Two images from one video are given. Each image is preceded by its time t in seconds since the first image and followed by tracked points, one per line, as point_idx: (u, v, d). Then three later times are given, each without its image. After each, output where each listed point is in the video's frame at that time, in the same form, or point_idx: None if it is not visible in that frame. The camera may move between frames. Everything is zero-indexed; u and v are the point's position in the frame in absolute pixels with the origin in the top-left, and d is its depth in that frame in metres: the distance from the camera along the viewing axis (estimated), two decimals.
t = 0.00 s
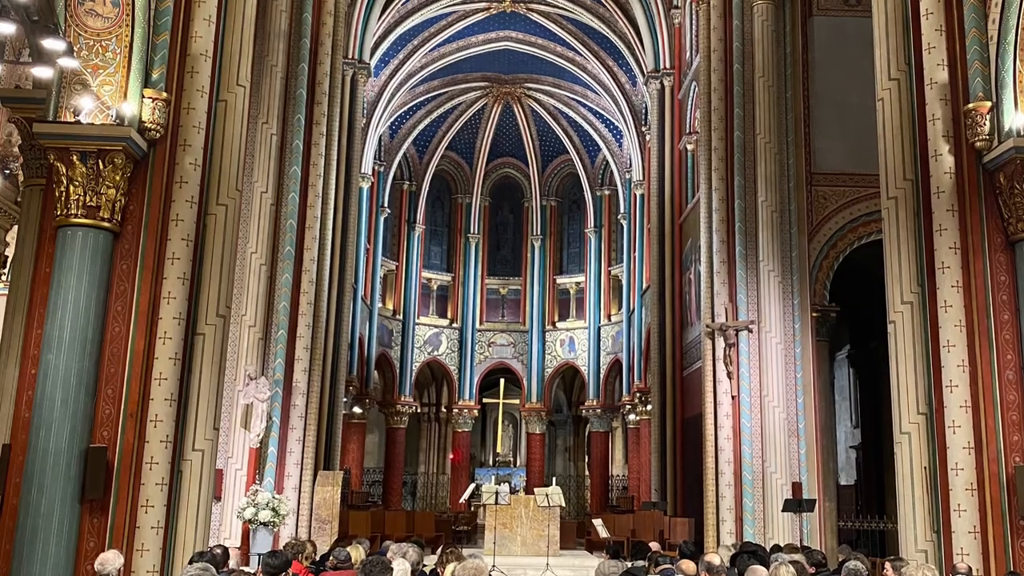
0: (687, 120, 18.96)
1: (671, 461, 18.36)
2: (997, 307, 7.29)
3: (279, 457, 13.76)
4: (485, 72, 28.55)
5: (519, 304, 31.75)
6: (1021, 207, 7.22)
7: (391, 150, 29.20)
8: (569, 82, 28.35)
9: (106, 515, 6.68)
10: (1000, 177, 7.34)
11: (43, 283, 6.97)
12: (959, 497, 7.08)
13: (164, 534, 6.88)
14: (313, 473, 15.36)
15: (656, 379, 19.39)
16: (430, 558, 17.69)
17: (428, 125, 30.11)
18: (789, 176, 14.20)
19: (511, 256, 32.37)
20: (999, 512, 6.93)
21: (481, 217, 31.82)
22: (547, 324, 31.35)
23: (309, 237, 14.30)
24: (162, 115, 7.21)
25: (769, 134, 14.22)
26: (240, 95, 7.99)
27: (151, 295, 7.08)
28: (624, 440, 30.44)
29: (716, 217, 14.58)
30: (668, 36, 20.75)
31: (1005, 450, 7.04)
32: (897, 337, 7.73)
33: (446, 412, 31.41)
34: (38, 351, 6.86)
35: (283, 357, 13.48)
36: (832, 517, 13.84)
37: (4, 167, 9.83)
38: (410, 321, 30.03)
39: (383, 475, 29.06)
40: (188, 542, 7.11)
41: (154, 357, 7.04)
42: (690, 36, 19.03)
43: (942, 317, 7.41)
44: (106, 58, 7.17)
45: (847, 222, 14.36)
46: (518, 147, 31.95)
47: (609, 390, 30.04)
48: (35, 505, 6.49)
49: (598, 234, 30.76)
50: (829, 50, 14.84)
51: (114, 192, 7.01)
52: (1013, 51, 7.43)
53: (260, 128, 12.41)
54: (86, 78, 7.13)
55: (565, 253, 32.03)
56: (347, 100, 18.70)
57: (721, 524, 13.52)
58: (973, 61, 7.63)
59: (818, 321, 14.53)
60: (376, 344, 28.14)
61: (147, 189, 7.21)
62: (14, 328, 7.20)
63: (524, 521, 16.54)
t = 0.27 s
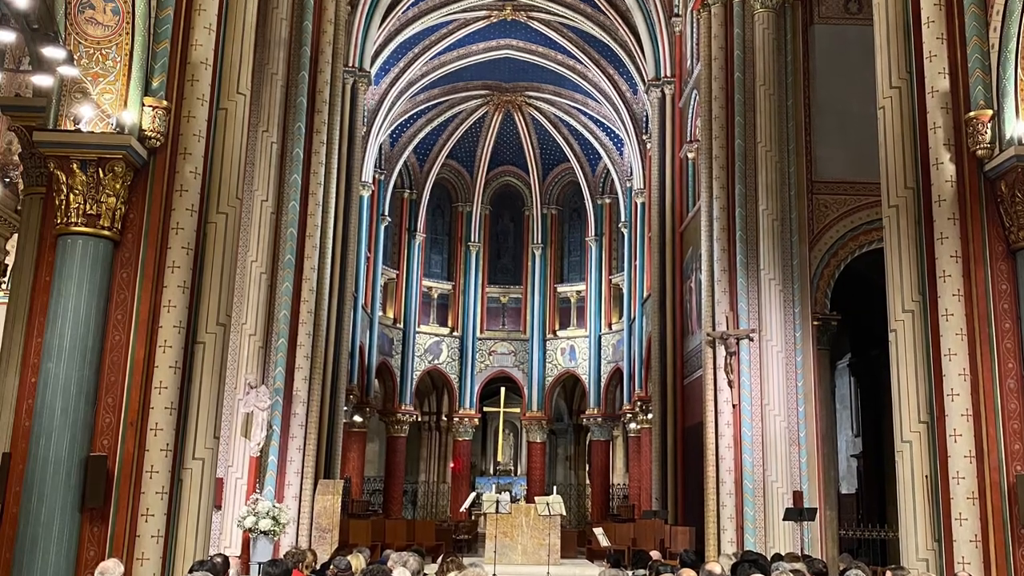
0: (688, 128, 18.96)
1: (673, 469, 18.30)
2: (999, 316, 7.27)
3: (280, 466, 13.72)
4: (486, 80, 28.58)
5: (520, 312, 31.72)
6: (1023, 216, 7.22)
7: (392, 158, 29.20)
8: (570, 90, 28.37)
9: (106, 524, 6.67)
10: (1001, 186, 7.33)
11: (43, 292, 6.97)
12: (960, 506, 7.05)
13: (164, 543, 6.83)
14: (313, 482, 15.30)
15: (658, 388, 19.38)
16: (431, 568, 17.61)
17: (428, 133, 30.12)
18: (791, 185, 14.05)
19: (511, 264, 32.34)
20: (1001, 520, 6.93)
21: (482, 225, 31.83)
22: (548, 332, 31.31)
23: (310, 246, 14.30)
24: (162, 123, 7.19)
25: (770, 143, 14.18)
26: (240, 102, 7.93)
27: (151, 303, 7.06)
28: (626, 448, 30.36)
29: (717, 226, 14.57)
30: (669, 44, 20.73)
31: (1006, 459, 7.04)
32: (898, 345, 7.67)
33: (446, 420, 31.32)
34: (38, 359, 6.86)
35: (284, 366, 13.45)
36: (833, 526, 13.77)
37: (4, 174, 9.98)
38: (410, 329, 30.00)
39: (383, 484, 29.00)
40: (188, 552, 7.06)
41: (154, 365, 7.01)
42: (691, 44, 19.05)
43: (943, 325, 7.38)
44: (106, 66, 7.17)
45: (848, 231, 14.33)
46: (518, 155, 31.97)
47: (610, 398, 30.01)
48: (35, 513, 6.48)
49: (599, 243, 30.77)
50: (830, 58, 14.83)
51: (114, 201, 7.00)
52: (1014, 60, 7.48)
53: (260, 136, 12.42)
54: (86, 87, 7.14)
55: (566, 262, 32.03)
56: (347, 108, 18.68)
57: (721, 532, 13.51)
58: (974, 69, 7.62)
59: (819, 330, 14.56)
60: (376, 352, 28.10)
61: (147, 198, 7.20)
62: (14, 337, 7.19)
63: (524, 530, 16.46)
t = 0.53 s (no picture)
0: (689, 136, 18.95)
1: (673, 478, 18.27)
2: (1000, 324, 7.24)
3: (280, 475, 13.66)
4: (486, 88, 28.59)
5: (520, 321, 31.66)
6: None
7: (392, 167, 29.17)
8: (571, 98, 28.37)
9: (106, 532, 6.65)
10: (1002, 194, 7.31)
11: (44, 300, 6.94)
12: (961, 515, 7.02)
13: (165, 552, 6.81)
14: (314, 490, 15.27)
15: (659, 397, 19.36)
16: None
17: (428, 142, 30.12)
18: (792, 193, 14.07)
19: (512, 273, 32.32)
20: (1003, 529, 6.89)
21: (483, 234, 31.88)
22: (549, 341, 31.29)
23: (311, 253, 14.29)
24: (163, 132, 7.19)
25: (771, 151, 14.13)
26: (241, 111, 7.89)
27: (151, 312, 7.04)
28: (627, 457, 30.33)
29: (718, 234, 14.54)
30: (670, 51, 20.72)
31: (1008, 467, 7.00)
32: (899, 354, 7.65)
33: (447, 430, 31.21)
34: (38, 368, 6.85)
35: (284, 374, 13.43)
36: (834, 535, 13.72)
37: (4, 183, 9.89)
38: (411, 338, 29.95)
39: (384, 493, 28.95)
40: (188, 562, 7.04)
41: (154, 374, 6.99)
42: (691, 52, 19.07)
43: (944, 333, 7.36)
44: (106, 75, 7.16)
45: (848, 239, 14.32)
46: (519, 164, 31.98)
47: (610, 407, 30.00)
48: (35, 522, 6.47)
49: (600, 251, 30.76)
50: (830, 66, 14.84)
51: (114, 210, 6.99)
52: (1015, 68, 7.47)
53: (260, 145, 12.43)
54: (86, 95, 7.13)
55: (567, 270, 32.03)
56: (348, 117, 18.66)
57: (722, 541, 13.45)
58: (975, 77, 7.60)
59: (820, 338, 14.58)
60: (377, 361, 28.08)
61: (147, 206, 7.18)
62: (14, 345, 7.17)
63: (524, 539, 15.77)
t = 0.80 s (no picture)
0: (690, 144, 18.98)
1: (674, 486, 18.23)
2: (1002, 333, 7.22)
3: (280, 484, 13.61)
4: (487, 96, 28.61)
5: (521, 329, 31.64)
6: None
7: (392, 175, 29.19)
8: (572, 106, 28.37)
9: (106, 541, 6.63)
10: (1004, 203, 7.29)
11: (43, 309, 6.93)
12: (962, 524, 7.00)
13: (164, 561, 6.78)
14: (314, 499, 15.22)
15: (660, 406, 19.32)
16: None
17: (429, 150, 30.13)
18: (793, 202, 14.06)
19: (512, 281, 32.30)
20: (1004, 538, 6.87)
21: (484, 242, 31.89)
22: (550, 350, 31.23)
23: (311, 260, 14.26)
24: (163, 140, 7.17)
25: (772, 160, 14.08)
26: (241, 119, 7.87)
27: (151, 320, 7.02)
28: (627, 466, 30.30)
29: (719, 242, 14.52)
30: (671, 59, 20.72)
31: (1009, 476, 6.97)
32: (900, 363, 7.61)
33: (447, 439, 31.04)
34: (38, 376, 6.83)
35: (285, 383, 13.40)
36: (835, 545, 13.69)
37: (4, 192, 9.94)
38: (411, 347, 29.92)
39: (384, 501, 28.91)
40: (188, 572, 7.00)
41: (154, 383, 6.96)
42: (692, 61, 19.13)
43: (945, 342, 7.34)
44: (107, 83, 7.16)
45: (850, 247, 14.30)
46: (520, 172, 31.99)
47: (611, 416, 30.01)
48: (35, 531, 6.46)
49: (601, 259, 30.72)
50: (831, 74, 14.84)
51: (114, 218, 6.97)
52: (1017, 75, 7.43)
53: (261, 153, 12.45)
54: (86, 103, 7.12)
55: (568, 278, 32.04)
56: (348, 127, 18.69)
57: (723, 550, 13.41)
58: (976, 85, 7.60)
59: (822, 346, 14.57)
60: (377, 369, 28.07)
61: (147, 214, 7.16)
62: (14, 354, 7.13)
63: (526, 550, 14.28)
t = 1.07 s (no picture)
0: (691, 153, 19.03)
1: (675, 495, 18.17)
2: (1003, 341, 7.20)
3: (280, 492, 13.56)
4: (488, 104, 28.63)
5: (522, 338, 31.63)
6: None
7: (393, 183, 29.17)
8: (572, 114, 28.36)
9: (106, 550, 6.60)
10: (1005, 212, 7.28)
11: (43, 317, 6.92)
12: (964, 533, 6.98)
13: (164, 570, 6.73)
14: (314, 507, 15.16)
15: (661, 415, 19.28)
16: None
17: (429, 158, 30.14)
18: (794, 210, 14.06)
19: (513, 290, 32.29)
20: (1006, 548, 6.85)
21: (484, 250, 31.87)
22: (551, 358, 31.22)
23: (312, 269, 14.23)
24: (163, 148, 7.15)
25: (773, 168, 14.05)
26: (242, 127, 7.85)
27: (152, 328, 7.00)
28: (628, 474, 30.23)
29: (720, 250, 14.49)
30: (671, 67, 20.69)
31: (1011, 484, 6.95)
32: (900, 372, 7.59)
33: (448, 448, 30.92)
34: (38, 385, 6.81)
35: (286, 391, 13.37)
36: (836, 554, 13.66)
37: (4, 201, 10.25)
38: (411, 355, 29.90)
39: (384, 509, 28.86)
40: None
41: (154, 392, 6.93)
42: (692, 69, 19.12)
43: (947, 350, 7.32)
44: (107, 91, 7.15)
45: (851, 256, 14.29)
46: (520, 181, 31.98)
47: (612, 425, 29.98)
48: (34, 540, 6.45)
49: (601, 268, 30.71)
50: (832, 83, 14.85)
51: (114, 226, 6.95)
52: (1018, 84, 7.39)
53: (261, 162, 12.47)
54: (86, 111, 7.14)
55: (568, 287, 32.03)
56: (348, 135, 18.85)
57: (724, 559, 13.34)
58: (978, 93, 7.59)
59: (823, 355, 14.54)
60: (378, 378, 28.06)
61: (147, 223, 7.15)
62: (14, 363, 7.12)
63: (526, 558, 13.65)
